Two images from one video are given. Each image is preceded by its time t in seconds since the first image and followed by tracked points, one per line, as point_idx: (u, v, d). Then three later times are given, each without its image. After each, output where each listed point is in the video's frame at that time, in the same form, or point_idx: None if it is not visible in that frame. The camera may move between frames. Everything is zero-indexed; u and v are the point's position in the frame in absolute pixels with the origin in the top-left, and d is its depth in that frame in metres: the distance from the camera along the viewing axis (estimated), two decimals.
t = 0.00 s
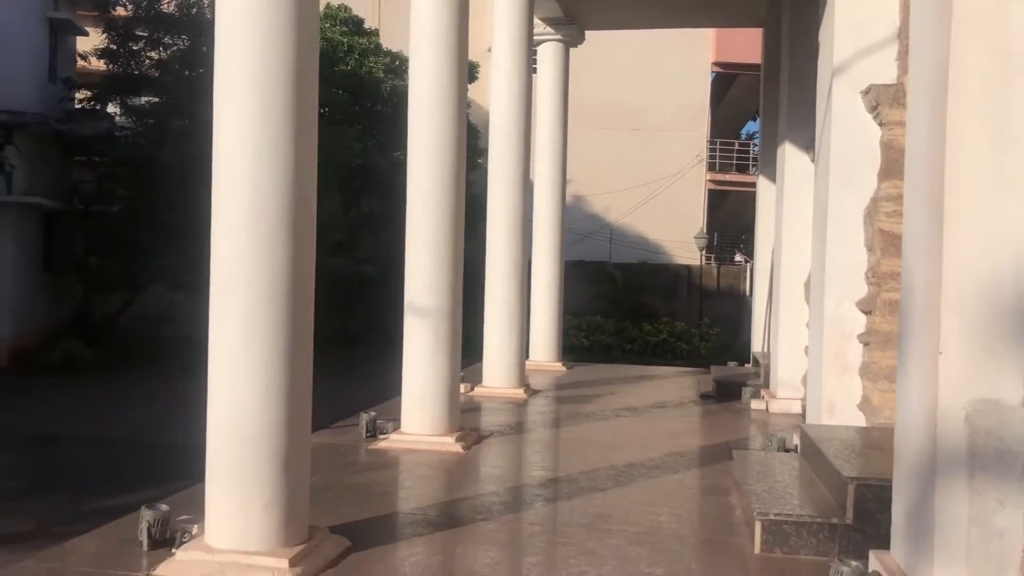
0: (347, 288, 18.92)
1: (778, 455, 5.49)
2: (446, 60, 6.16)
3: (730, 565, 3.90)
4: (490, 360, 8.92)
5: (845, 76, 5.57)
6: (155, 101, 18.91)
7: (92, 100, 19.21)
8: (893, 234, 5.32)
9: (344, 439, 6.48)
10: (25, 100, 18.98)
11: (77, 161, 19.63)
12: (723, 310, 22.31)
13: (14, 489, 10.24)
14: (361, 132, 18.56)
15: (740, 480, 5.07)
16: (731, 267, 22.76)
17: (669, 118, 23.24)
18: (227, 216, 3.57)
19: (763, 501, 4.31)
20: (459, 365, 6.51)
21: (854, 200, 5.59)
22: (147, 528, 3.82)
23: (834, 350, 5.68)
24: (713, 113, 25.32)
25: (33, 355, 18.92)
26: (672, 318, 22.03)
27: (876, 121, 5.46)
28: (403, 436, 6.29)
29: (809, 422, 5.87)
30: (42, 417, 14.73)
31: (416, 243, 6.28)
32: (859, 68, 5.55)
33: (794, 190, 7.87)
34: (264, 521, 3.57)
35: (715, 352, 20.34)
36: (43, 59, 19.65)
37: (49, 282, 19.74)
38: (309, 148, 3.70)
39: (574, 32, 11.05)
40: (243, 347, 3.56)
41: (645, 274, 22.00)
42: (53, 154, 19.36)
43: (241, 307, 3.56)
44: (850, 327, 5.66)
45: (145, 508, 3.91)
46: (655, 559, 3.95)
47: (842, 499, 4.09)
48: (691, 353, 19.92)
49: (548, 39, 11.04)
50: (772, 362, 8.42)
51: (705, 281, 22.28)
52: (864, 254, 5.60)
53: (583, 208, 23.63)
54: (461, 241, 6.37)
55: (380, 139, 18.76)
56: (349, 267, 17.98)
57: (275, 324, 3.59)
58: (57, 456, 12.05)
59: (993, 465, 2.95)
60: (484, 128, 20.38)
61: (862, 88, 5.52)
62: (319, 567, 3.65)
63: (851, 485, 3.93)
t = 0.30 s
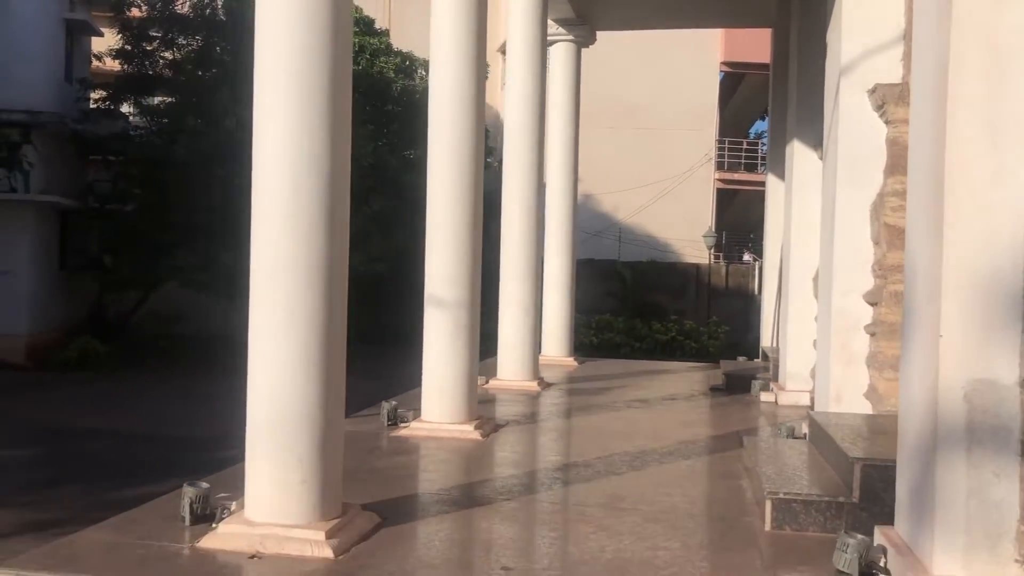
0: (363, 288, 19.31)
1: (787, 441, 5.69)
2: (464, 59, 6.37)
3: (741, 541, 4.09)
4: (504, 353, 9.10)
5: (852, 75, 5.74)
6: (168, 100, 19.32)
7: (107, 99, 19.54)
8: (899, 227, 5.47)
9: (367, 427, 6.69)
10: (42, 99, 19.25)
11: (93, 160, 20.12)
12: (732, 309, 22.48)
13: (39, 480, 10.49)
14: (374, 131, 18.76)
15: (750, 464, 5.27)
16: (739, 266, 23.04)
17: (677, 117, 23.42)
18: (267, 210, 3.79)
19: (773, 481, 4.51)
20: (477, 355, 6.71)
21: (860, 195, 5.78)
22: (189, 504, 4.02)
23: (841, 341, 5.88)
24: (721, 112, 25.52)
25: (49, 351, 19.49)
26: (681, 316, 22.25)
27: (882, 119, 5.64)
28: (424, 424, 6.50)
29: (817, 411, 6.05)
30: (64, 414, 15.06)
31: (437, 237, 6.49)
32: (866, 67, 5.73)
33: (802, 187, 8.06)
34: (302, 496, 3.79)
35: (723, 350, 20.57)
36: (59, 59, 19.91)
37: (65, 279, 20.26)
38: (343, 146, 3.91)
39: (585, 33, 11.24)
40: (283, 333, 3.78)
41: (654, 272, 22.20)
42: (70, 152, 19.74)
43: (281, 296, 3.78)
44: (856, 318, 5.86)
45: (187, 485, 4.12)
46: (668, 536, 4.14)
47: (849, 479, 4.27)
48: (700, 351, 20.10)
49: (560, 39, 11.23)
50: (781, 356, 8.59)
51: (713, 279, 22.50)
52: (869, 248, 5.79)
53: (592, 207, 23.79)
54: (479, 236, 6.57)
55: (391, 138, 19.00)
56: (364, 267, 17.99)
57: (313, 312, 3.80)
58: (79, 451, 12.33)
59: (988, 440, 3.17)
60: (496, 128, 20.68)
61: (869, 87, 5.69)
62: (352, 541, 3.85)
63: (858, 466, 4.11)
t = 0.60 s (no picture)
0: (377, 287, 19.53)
1: (797, 432, 5.87)
2: (484, 63, 6.57)
3: (752, 523, 4.27)
4: (519, 350, 9.30)
5: (861, 78, 5.92)
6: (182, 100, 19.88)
7: (123, 100, 20.06)
8: (906, 225, 5.65)
9: (388, 418, 6.89)
10: (60, 102, 19.58)
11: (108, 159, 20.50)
12: (741, 309, 22.68)
13: (60, 473, 10.71)
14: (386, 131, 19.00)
15: (761, 454, 5.45)
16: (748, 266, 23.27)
17: (686, 118, 23.60)
18: (303, 207, 3.99)
19: (783, 467, 4.70)
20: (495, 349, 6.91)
21: (868, 194, 5.96)
22: (227, 486, 4.22)
23: (849, 336, 6.07)
24: (731, 113, 25.68)
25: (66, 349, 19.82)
26: (690, 315, 22.44)
27: (889, 120, 5.83)
28: (444, 415, 6.72)
29: (826, 402, 6.22)
30: (84, 410, 15.34)
31: (457, 235, 6.69)
32: (873, 70, 5.91)
33: (811, 187, 8.24)
34: (336, 477, 4.00)
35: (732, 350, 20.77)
36: (76, 61, 20.27)
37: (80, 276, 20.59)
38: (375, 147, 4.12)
39: (598, 34, 11.41)
40: (319, 325, 3.98)
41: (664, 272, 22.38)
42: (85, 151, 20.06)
43: (316, 289, 3.99)
44: (864, 314, 6.04)
45: (223, 468, 4.31)
46: (682, 519, 4.33)
47: (856, 465, 4.46)
48: (708, 350, 20.32)
49: (573, 41, 11.42)
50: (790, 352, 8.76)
51: (723, 280, 22.70)
52: (877, 245, 5.98)
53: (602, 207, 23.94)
54: (498, 234, 6.76)
55: (403, 139, 19.22)
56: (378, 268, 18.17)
57: (347, 304, 4.01)
58: (99, 445, 12.56)
59: (989, 424, 3.35)
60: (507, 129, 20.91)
61: (878, 90, 5.87)
62: (383, 522, 4.06)
63: (864, 452, 4.29)
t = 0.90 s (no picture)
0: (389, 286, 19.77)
1: (800, 422, 6.07)
2: (496, 64, 6.79)
3: (755, 503, 4.48)
4: (529, 344, 9.51)
5: (863, 78, 6.12)
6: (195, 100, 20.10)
7: (137, 99, 20.23)
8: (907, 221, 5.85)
9: (403, 408, 7.11)
10: (77, 101, 19.84)
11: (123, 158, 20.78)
12: (748, 308, 22.86)
13: (78, 464, 10.96)
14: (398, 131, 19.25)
15: (765, 441, 5.66)
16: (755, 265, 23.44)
17: (694, 118, 23.77)
18: (330, 202, 4.22)
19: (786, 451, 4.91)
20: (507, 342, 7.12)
21: (870, 190, 6.16)
22: (256, 466, 4.44)
23: (851, 328, 6.26)
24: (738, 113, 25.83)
25: (80, 346, 20.13)
26: (697, 315, 22.60)
27: (890, 120, 6.03)
28: (458, 404, 6.95)
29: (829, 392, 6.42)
30: (100, 404, 15.61)
31: (472, 232, 6.90)
32: (874, 70, 6.11)
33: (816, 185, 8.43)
34: (359, 456, 4.23)
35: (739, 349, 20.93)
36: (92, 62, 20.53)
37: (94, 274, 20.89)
38: (397, 145, 4.34)
39: (607, 35, 11.59)
40: (344, 313, 4.22)
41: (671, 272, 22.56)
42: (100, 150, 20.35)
43: (342, 279, 4.22)
44: (866, 306, 6.24)
45: (253, 449, 4.54)
46: (689, 499, 4.54)
47: (855, 448, 4.67)
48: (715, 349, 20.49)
49: (583, 42, 11.59)
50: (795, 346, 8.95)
51: (730, 279, 22.88)
52: (878, 241, 6.17)
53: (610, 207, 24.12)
54: (511, 229, 6.98)
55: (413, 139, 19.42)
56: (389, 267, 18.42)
57: (370, 294, 4.24)
58: (116, 438, 12.81)
59: (977, 405, 3.56)
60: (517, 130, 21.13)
61: (879, 89, 6.06)
62: (403, 500, 4.27)
63: (863, 435, 4.51)
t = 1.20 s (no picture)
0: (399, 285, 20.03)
1: (805, 413, 6.30)
2: (511, 67, 7.04)
3: (761, 487, 4.71)
4: (542, 340, 9.74)
5: (866, 82, 6.34)
6: (208, 102, 20.36)
7: (151, 101, 20.49)
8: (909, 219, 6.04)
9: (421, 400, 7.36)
10: (91, 102, 20.14)
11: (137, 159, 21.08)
12: (757, 306, 23.06)
13: (98, 457, 11.25)
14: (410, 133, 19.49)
15: (771, 430, 5.88)
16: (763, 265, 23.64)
17: (701, 119, 23.96)
18: (360, 200, 4.47)
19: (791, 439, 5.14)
20: (522, 337, 7.36)
21: (873, 189, 6.38)
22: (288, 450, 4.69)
23: (854, 322, 6.50)
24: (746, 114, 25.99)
25: (95, 344, 20.46)
26: (705, 314, 22.80)
27: (893, 121, 6.23)
28: (474, 397, 7.19)
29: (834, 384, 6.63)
30: (118, 400, 15.92)
31: (488, 229, 7.15)
32: (878, 74, 6.33)
33: (822, 184, 8.63)
34: (388, 440, 4.49)
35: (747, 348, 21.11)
36: (106, 63, 20.84)
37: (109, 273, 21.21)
38: (422, 147, 4.59)
39: (616, 38, 11.81)
40: (373, 304, 4.48)
41: (680, 271, 22.76)
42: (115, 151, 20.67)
43: (371, 273, 4.48)
44: (870, 301, 6.47)
45: (285, 435, 4.78)
46: (698, 483, 4.78)
47: (857, 436, 4.90)
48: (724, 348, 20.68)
49: (594, 45, 11.79)
50: (801, 341, 9.16)
51: (738, 278, 23.09)
52: (881, 238, 6.38)
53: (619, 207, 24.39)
54: (526, 228, 7.22)
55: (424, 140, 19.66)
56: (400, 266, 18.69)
57: (397, 287, 4.49)
58: (134, 433, 13.09)
59: (971, 392, 3.79)
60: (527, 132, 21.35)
61: (880, 94, 6.28)
62: (428, 483, 4.52)
63: (865, 424, 4.75)
